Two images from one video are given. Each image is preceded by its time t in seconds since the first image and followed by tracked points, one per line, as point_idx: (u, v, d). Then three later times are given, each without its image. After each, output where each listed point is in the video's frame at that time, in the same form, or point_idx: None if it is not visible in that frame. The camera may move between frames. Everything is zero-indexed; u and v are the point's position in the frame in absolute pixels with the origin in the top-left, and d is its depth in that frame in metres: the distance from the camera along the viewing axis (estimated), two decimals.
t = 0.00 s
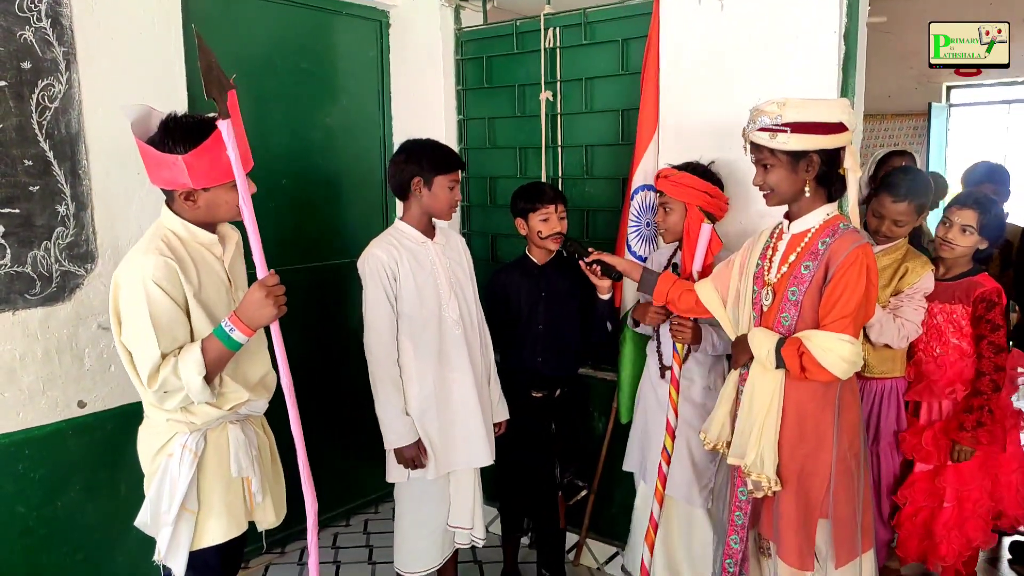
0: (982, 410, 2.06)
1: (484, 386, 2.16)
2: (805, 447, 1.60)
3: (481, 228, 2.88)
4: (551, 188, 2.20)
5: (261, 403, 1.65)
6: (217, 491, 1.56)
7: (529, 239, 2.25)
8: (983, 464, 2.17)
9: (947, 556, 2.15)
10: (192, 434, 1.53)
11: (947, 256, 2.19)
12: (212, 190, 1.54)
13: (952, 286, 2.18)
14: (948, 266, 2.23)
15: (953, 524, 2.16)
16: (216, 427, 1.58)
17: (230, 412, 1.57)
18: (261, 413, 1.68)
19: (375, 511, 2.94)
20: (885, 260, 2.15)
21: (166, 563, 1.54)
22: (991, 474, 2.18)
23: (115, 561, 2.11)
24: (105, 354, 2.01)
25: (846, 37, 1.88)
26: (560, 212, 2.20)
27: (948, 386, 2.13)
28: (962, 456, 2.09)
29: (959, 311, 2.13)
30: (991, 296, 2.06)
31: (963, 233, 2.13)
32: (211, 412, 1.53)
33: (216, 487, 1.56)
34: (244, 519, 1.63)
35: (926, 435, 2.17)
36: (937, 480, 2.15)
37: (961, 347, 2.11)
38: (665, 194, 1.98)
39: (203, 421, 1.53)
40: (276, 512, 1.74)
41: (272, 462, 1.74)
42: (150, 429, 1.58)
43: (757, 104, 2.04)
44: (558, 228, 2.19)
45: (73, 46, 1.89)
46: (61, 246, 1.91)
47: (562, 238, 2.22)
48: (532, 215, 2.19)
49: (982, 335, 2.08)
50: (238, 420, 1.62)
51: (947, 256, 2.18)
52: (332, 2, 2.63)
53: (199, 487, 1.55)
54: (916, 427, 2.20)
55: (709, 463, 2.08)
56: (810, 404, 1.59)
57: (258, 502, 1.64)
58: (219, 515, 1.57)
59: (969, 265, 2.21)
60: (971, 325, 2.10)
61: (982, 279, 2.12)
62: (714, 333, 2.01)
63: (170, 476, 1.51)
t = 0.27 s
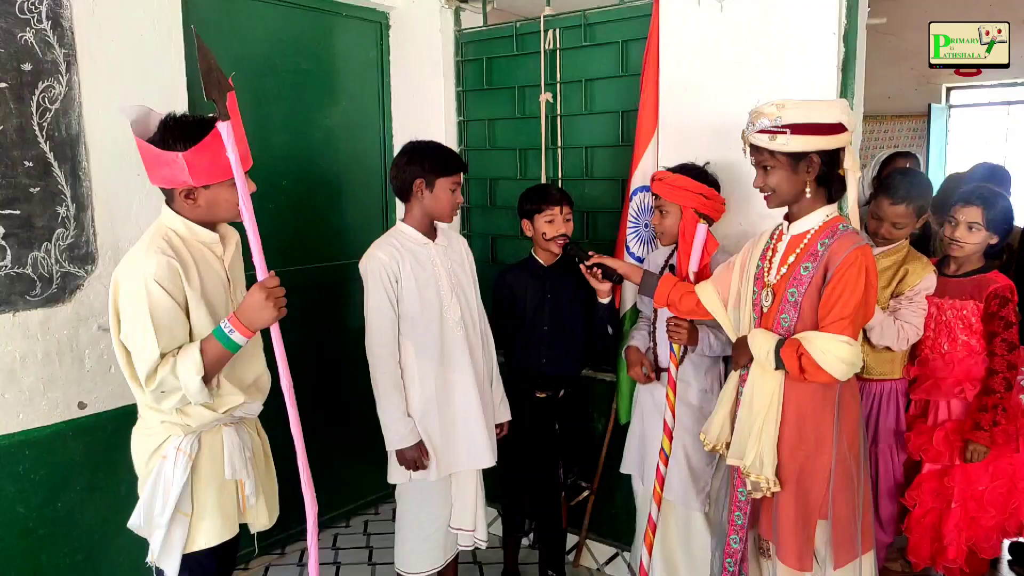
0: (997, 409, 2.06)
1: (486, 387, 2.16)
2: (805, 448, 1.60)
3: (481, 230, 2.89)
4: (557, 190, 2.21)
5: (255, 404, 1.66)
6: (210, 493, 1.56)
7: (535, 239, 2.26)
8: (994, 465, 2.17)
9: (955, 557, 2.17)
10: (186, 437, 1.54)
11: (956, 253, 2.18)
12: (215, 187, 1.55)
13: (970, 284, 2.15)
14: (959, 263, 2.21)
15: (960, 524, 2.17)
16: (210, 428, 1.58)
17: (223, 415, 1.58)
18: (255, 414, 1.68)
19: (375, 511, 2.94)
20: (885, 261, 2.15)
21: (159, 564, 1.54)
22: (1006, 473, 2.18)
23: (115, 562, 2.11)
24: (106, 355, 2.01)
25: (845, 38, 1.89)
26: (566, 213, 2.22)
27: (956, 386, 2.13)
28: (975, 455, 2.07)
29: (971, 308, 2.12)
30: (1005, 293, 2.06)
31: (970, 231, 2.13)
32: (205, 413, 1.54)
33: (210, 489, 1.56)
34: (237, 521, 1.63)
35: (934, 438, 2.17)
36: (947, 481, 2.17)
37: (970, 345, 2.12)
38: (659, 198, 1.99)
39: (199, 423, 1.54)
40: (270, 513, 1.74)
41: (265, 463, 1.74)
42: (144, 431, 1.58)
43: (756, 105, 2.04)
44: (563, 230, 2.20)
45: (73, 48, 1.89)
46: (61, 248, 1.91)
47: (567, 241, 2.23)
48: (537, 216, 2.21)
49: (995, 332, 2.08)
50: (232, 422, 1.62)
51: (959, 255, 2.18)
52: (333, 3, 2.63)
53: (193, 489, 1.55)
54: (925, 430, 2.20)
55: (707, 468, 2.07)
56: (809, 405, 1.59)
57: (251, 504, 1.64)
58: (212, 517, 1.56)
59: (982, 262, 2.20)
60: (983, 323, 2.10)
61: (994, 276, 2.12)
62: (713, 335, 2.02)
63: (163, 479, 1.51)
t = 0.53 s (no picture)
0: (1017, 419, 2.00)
1: (488, 387, 2.16)
2: (805, 448, 1.60)
3: (481, 230, 2.89)
4: (567, 191, 2.21)
5: (263, 404, 1.65)
6: (222, 493, 1.57)
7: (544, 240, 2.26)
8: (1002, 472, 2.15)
9: (976, 566, 2.12)
10: (197, 438, 1.54)
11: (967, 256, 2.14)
12: (210, 181, 1.54)
13: (983, 289, 2.12)
14: (972, 267, 2.17)
15: (978, 532, 2.15)
16: (219, 429, 1.58)
17: (235, 416, 1.57)
18: (264, 413, 1.68)
19: (376, 511, 2.94)
20: (886, 262, 2.14)
21: (169, 566, 1.54)
22: (1014, 483, 2.16)
23: (116, 563, 2.11)
24: (106, 355, 2.01)
25: (845, 38, 1.89)
26: (574, 215, 2.22)
27: (966, 393, 2.10)
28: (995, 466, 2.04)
29: (984, 315, 2.09)
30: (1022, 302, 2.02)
31: (977, 233, 2.09)
32: (216, 413, 1.53)
33: (221, 490, 1.57)
34: (249, 521, 1.63)
35: (945, 444, 2.14)
36: (959, 488, 2.14)
37: (980, 351, 2.09)
38: (664, 195, 1.98)
39: (209, 424, 1.54)
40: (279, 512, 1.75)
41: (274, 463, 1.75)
42: (153, 433, 1.58)
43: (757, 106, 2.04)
44: (571, 231, 2.21)
45: (74, 48, 1.89)
46: (62, 248, 1.91)
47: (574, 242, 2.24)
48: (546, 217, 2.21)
49: (1011, 342, 2.03)
50: (242, 421, 1.62)
51: (970, 259, 2.14)
52: (333, 3, 2.63)
53: (204, 491, 1.55)
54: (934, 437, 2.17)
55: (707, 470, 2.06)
56: (811, 405, 1.59)
57: (262, 504, 1.65)
58: (224, 518, 1.57)
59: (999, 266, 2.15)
60: (996, 330, 2.06)
61: (1010, 284, 2.08)
62: (716, 334, 2.00)
63: (175, 480, 1.51)
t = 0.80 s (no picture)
0: None
1: (490, 385, 2.16)
2: (805, 447, 1.60)
3: (482, 229, 2.88)
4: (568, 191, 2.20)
5: (280, 400, 1.66)
6: (248, 490, 1.58)
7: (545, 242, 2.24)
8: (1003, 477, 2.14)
9: (964, 569, 2.10)
10: (220, 437, 1.54)
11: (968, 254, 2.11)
12: (204, 171, 1.53)
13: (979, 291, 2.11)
14: (977, 266, 2.14)
15: (970, 535, 2.12)
16: (241, 427, 1.59)
17: (256, 411, 1.58)
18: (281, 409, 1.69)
19: (377, 511, 2.94)
20: (886, 262, 2.15)
21: (198, 566, 1.55)
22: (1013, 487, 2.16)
23: (117, 563, 2.11)
24: (107, 355, 2.01)
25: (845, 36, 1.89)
26: (574, 215, 2.21)
27: (968, 394, 2.09)
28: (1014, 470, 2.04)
29: (990, 316, 2.06)
30: None
31: (978, 229, 2.06)
32: (238, 409, 1.53)
33: (246, 487, 1.58)
34: (276, 516, 1.65)
35: (944, 445, 2.12)
36: (954, 489, 2.13)
37: (984, 351, 2.07)
38: (671, 192, 1.97)
39: (233, 421, 1.54)
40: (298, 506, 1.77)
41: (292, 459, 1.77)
42: (174, 433, 1.58)
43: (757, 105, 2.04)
44: (567, 230, 2.19)
45: (74, 47, 1.89)
46: (62, 247, 1.91)
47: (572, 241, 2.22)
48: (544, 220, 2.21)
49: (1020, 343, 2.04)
50: (262, 417, 1.63)
51: (972, 255, 2.10)
52: (333, 3, 2.63)
53: (230, 488, 1.56)
54: (933, 438, 2.14)
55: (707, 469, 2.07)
56: (810, 404, 1.59)
57: (286, 499, 1.67)
58: (252, 514, 1.59)
59: (1004, 268, 2.11)
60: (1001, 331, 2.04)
61: (1014, 286, 2.06)
62: (718, 333, 1.98)
63: (201, 479, 1.52)
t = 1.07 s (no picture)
0: None
1: (491, 385, 2.15)
2: (811, 443, 1.60)
3: (483, 229, 2.88)
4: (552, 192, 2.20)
5: (285, 397, 1.65)
6: (256, 488, 1.58)
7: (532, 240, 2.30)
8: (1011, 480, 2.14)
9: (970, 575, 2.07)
10: (226, 434, 1.54)
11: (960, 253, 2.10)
12: (211, 166, 1.54)
13: (986, 293, 2.09)
14: (973, 269, 2.13)
15: (976, 542, 2.08)
16: (248, 425, 1.59)
17: (263, 410, 1.59)
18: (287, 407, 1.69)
19: (378, 510, 2.94)
20: (888, 263, 2.15)
21: (210, 565, 1.55)
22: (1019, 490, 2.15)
23: (118, 562, 2.11)
24: (108, 354, 2.01)
25: (847, 36, 1.88)
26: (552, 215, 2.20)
27: (976, 401, 2.05)
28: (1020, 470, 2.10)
29: (993, 318, 2.04)
30: None
31: (967, 227, 2.06)
32: (245, 408, 1.54)
33: (254, 484, 1.58)
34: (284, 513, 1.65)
35: (951, 452, 2.08)
36: (962, 498, 2.09)
37: (989, 355, 2.05)
38: (678, 192, 1.98)
39: (239, 419, 1.54)
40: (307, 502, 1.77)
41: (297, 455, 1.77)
42: (179, 433, 1.58)
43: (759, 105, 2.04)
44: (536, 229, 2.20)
45: (76, 47, 1.89)
46: (64, 247, 1.91)
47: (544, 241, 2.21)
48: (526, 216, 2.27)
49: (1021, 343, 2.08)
50: (269, 415, 1.63)
51: (962, 255, 2.09)
52: (334, 2, 2.63)
53: (238, 487, 1.56)
54: (939, 445, 2.09)
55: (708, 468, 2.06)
56: (815, 401, 1.60)
57: (295, 495, 1.67)
58: (260, 512, 1.59)
59: (1000, 268, 2.10)
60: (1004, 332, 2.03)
61: (1014, 287, 2.05)
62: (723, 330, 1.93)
63: (209, 478, 1.52)
